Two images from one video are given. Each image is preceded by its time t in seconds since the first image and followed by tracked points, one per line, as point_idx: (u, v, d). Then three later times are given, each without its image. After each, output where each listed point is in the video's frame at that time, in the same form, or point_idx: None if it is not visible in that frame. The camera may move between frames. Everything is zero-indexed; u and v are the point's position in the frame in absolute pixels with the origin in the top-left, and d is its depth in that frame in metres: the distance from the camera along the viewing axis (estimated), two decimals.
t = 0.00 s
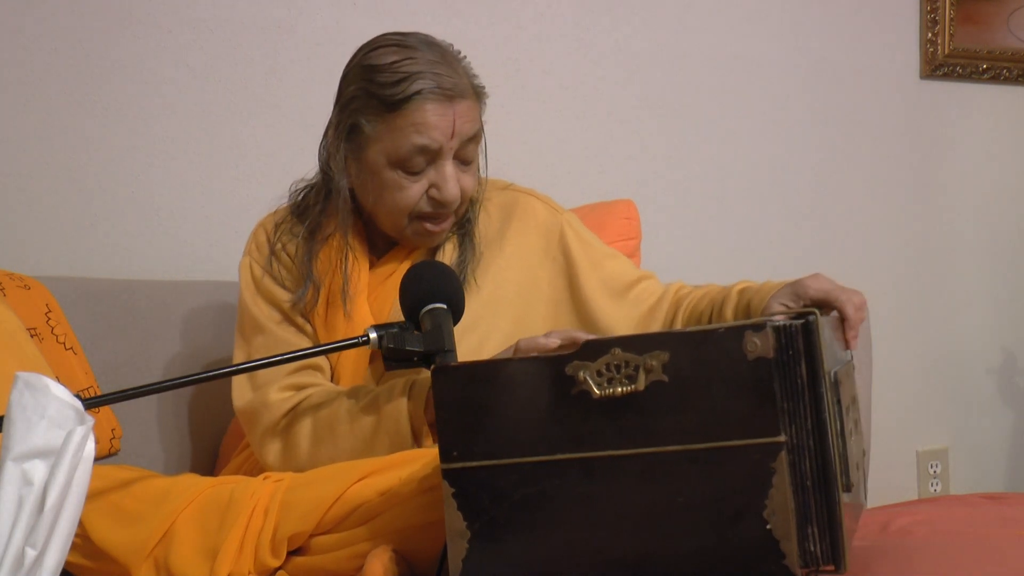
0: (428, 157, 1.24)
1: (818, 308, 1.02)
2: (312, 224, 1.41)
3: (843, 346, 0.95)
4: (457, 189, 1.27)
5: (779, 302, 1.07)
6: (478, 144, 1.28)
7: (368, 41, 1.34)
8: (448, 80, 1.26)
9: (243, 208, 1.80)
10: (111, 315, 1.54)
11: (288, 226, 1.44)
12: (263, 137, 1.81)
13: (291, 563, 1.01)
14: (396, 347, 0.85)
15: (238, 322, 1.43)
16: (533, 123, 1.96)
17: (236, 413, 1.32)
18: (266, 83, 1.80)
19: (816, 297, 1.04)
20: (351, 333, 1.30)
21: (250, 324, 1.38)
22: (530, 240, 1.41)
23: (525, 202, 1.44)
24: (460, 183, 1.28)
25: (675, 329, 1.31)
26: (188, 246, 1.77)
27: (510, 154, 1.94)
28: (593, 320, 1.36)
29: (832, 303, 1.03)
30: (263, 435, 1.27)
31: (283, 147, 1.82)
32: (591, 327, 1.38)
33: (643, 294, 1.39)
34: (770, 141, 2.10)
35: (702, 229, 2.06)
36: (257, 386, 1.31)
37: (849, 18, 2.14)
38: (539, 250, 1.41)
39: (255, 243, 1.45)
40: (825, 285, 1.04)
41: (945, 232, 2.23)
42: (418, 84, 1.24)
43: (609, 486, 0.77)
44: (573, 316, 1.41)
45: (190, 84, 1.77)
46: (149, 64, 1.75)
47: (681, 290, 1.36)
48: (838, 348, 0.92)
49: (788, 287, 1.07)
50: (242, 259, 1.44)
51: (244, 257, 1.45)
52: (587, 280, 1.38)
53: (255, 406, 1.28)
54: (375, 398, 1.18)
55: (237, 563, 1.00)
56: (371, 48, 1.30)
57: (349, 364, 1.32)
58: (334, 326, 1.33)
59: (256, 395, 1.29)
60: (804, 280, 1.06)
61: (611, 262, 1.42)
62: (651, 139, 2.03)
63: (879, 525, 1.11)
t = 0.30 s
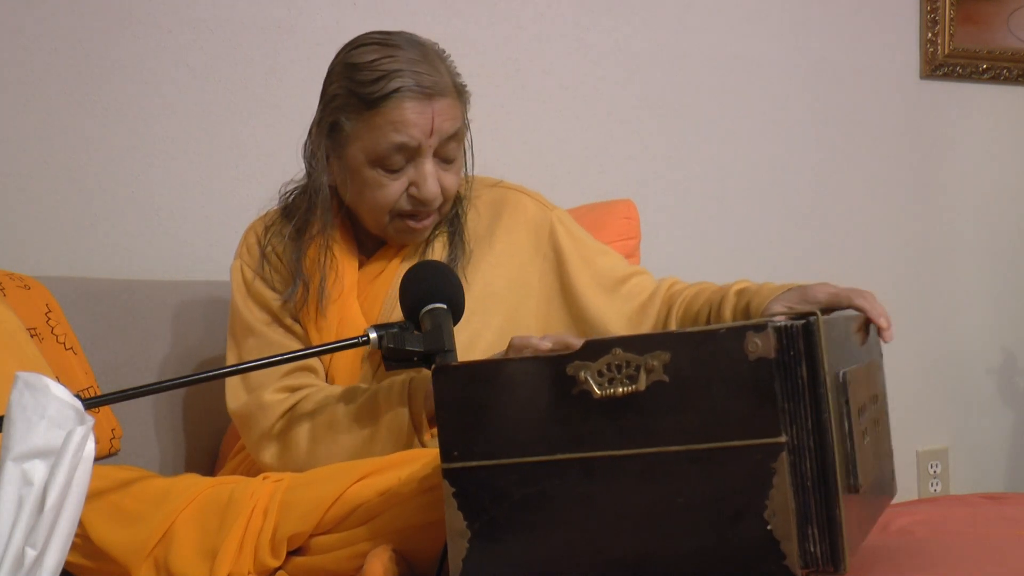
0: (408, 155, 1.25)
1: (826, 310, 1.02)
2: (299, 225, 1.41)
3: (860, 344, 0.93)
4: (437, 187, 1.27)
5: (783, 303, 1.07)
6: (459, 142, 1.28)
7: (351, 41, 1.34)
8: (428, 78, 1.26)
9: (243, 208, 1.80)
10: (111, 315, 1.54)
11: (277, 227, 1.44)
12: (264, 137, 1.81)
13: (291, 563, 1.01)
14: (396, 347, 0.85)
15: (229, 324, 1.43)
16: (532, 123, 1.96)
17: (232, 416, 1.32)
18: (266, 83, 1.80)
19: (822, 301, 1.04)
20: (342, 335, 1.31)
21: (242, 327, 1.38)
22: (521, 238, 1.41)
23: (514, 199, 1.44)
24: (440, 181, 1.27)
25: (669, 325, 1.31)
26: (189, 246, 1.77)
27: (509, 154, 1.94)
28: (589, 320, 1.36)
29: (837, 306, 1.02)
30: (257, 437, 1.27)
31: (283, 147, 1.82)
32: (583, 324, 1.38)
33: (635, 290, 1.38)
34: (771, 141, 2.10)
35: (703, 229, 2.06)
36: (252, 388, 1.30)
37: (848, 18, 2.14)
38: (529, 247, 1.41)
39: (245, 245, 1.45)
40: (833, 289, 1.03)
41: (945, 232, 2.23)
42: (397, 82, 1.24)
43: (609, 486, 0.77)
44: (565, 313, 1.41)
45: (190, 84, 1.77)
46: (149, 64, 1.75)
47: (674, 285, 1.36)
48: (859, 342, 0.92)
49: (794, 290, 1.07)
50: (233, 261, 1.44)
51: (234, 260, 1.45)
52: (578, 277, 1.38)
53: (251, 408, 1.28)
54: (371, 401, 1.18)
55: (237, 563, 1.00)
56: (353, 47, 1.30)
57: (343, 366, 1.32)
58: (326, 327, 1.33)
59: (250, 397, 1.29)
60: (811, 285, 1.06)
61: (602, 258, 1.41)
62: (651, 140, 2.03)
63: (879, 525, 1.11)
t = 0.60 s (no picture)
0: (402, 155, 1.24)
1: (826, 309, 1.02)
2: (299, 226, 1.41)
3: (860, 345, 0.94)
4: (432, 186, 1.26)
5: (783, 302, 1.06)
6: (454, 141, 1.28)
7: (347, 41, 1.34)
8: (422, 78, 1.26)
9: (243, 208, 1.80)
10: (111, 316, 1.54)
11: (276, 229, 1.44)
12: (263, 137, 1.81)
13: (291, 563, 1.01)
14: (396, 347, 0.85)
15: (230, 326, 1.43)
16: (532, 123, 1.96)
17: (232, 418, 1.32)
18: (266, 83, 1.80)
19: (823, 298, 1.04)
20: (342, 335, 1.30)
21: (243, 330, 1.38)
22: (521, 238, 1.41)
23: (514, 200, 1.44)
24: (435, 180, 1.27)
25: (671, 324, 1.30)
26: (189, 246, 1.77)
27: (509, 154, 1.94)
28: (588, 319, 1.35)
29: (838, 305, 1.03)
30: (256, 438, 1.27)
31: (283, 147, 1.82)
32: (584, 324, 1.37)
33: (635, 289, 1.38)
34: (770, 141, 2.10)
35: (703, 229, 2.06)
36: (254, 389, 1.31)
37: (848, 18, 2.14)
38: (529, 247, 1.41)
39: (245, 248, 1.45)
40: (833, 286, 1.04)
41: (945, 232, 2.23)
42: (390, 82, 1.24)
43: (610, 486, 0.77)
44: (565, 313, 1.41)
45: (190, 84, 1.77)
46: (149, 64, 1.75)
47: (674, 283, 1.35)
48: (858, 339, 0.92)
49: (793, 288, 1.06)
50: (233, 264, 1.44)
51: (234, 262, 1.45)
52: (577, 277, 1.38)
53: (250, 410, 1.28)
54: (365, 399, 1.18)
55: (237, 563, 1.00)
56: (347, 47, 1.30)
57: (343, 364, 1.32)
58: (326, 326, 1.32)
59: (251, 399, 1.29)
60: (810, 282, 1.06)
61: (602, 258, 1.41)
62: (651, 140, 2.03)
63: (879, 526, 1.11)
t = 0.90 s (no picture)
0: (410, 155, 1.24)
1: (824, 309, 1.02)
2: (307, 223, 1.41)
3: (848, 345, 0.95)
4: (439, 189, 1.26)
5: (782, 302, 1.07)
6: (464, 144, 1.28)
7: (362, 39, 1.34)
8: (435, 80, 1.26)
9: (243, 208, 1.80)
10: (111, 316, 1.54)
11: (285, 227, 1.44)
12: (263, 137, 1.81)
13: (291, 563, 1.01)
14: (396, 347, 0.85)
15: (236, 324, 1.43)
16: (532, 123, 1.96)
17: (235, 417, 1.33)
18: (266, 82, 1.80)
19: (821, 299, 1.04)
20: (348, 332, 1.30)
21: (249, 328, 1.38)
22: (527, 240, 1.41)
23: (522, 203, 1.44)
24: (443, 182, 1.27)
25: (674, 326, 1.30)
26: (189, 245, 1.77)
27: (509, 154, 1.94)
28: (591, 321, 1.36)
29: (836, 305, 1.03)
30: (260, 439, 1.27)
31: (283, 148, 1.82)
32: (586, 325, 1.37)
33: (641, 292, 1.38)
34: (770, 141, 2.10)
35: (703, 229, 2.06)
36: (258, 388, 1.31)
37: (848, 18, 2.14)
38: (534, 250, 1.41)
39: (252, 245, 1.45)
40: (832, 286, 1.04)
41: (945, 232, 2.23)
42: (403, 82, 1.24)
43: (610, 486, 0.77)
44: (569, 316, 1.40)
45: (190, 84, 1.77)
46: (149, 65, 1.75)
47: (679, 288, 1.35)
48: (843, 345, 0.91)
49: (792, 288, 1.07)
50: (240, 260, 1.44)
51: (241, 260, 1.45)
52: (582, 280, 1.38)
53: (253, 410, 1.28)
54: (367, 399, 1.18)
55: (237, 563, 1.00)
56: (362, 45, 1.31)
57: (347, 364, 1.32)
58: (331, 323, 1.32)
59: (255, 398, 1.30)
60: (809, 283, 1.07)
61: (608, 261, 1.41)
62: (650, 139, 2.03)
63: (879, 525, 1.11)
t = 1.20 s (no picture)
0: (412, 150, 1.24)
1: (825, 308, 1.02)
2: (309, 223, 1.41)
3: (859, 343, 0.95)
4: (440, 185, 1.26)
5: (784, 301, 1.07)
6: (466, 142, 1.28)
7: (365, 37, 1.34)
8: (437, 76, 1.26)
9: (243, 207, 1.80)
10: (111, 316, 1.54)
11: (286, 226, 1.44)
12: (263, 137, 1.81)
13: (291, 563, 1.01)
14: (396, 347, 0.84)
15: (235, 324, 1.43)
16: (533, 123, 1.96)
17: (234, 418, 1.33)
18: (266, 82, 1.80)
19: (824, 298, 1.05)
20: (349, 332, 1.30)
21: (248, 328, 1.38)
22: (529, 241, 1.41)
23: (523, 203, 1.44)
24: (444, 179, 1.27)
25: (676, 326, 1.31)
26: (189, 245, 1.77)
27: (509, 154, 1.94)
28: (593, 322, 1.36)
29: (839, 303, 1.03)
30: (259, 441, 1.28)
31: (284, 148, 1.82)
32: (588, 326, 1.38)
33: (642, 293, 1.38)
34: (770, 141, 2.10)
35: (703, 229, 2.06)
36: (257, 389, 1.31)
37: (848, 18, 2.14)
38: (536, 251, 1.41)
39: (253, 244, 1.45)
40: (832, 284, 1.04)
41: (945, 232, 2.23)
42: (405, 77, 1.24)
43: (610, 485, 0.77)
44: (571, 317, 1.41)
45: (190, 83, 1.77)
46: (149, 64, 1.75)
47: (681, 289, 1.35)
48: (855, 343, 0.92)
49: (793, 287, 1.07)
50: (241, 259, 1.44)
51: (242, 260, 1.45)
52: (585, 282, 1.39)
53: (252, 410, 1.28)
54: (365, 401, 1.18)
55: (237, 563, 1.00)
56: (366, 41, 1.31)
57: (347, 365, 1.32)
58: (331, 324, 1.32)
59: (254, 399, 1.30)
60: (810, 280, 1.06)
61: (610, 262, 1.41)
62: (650, 139, 2.03)
63: (879, 525, 1.11)
